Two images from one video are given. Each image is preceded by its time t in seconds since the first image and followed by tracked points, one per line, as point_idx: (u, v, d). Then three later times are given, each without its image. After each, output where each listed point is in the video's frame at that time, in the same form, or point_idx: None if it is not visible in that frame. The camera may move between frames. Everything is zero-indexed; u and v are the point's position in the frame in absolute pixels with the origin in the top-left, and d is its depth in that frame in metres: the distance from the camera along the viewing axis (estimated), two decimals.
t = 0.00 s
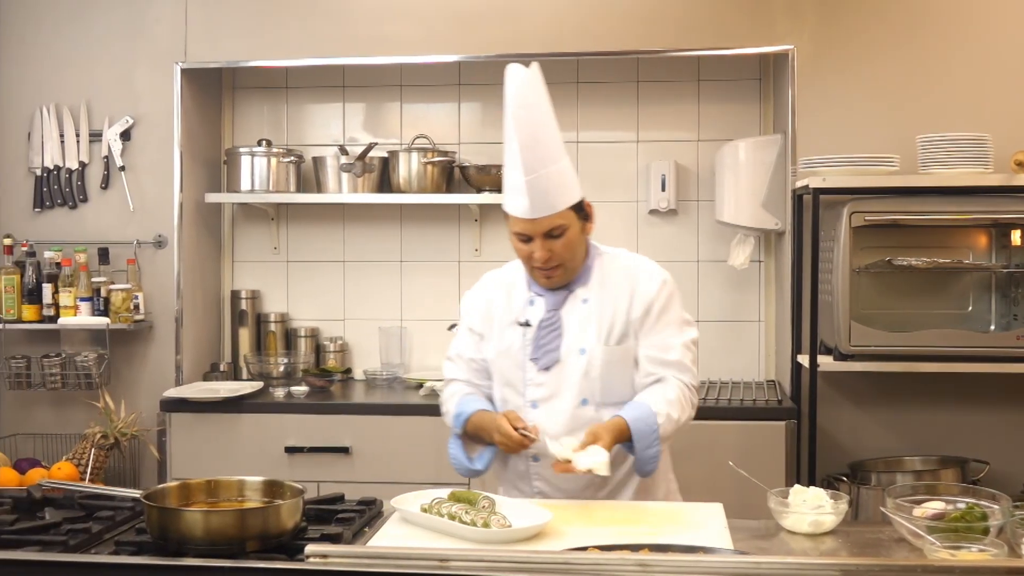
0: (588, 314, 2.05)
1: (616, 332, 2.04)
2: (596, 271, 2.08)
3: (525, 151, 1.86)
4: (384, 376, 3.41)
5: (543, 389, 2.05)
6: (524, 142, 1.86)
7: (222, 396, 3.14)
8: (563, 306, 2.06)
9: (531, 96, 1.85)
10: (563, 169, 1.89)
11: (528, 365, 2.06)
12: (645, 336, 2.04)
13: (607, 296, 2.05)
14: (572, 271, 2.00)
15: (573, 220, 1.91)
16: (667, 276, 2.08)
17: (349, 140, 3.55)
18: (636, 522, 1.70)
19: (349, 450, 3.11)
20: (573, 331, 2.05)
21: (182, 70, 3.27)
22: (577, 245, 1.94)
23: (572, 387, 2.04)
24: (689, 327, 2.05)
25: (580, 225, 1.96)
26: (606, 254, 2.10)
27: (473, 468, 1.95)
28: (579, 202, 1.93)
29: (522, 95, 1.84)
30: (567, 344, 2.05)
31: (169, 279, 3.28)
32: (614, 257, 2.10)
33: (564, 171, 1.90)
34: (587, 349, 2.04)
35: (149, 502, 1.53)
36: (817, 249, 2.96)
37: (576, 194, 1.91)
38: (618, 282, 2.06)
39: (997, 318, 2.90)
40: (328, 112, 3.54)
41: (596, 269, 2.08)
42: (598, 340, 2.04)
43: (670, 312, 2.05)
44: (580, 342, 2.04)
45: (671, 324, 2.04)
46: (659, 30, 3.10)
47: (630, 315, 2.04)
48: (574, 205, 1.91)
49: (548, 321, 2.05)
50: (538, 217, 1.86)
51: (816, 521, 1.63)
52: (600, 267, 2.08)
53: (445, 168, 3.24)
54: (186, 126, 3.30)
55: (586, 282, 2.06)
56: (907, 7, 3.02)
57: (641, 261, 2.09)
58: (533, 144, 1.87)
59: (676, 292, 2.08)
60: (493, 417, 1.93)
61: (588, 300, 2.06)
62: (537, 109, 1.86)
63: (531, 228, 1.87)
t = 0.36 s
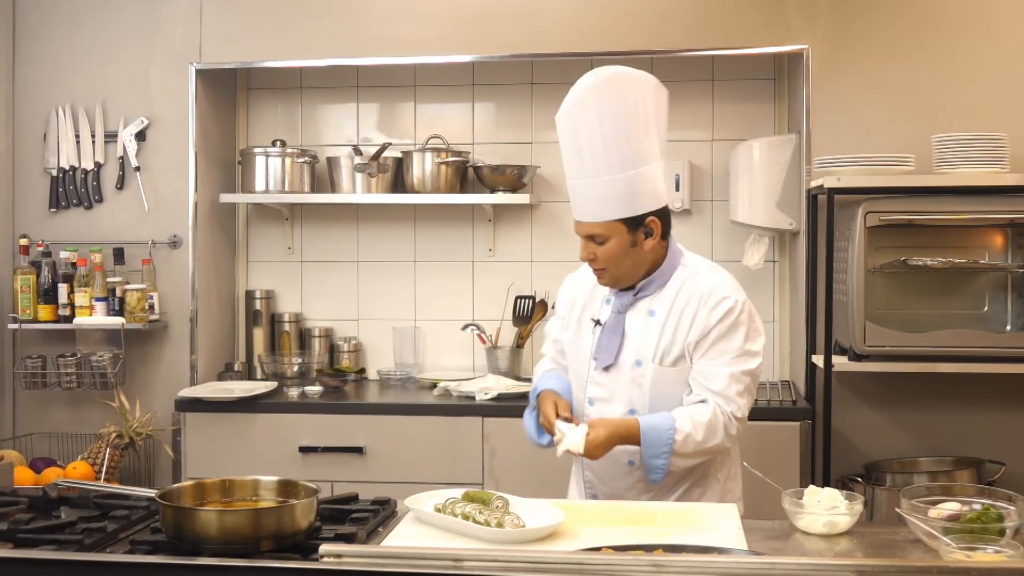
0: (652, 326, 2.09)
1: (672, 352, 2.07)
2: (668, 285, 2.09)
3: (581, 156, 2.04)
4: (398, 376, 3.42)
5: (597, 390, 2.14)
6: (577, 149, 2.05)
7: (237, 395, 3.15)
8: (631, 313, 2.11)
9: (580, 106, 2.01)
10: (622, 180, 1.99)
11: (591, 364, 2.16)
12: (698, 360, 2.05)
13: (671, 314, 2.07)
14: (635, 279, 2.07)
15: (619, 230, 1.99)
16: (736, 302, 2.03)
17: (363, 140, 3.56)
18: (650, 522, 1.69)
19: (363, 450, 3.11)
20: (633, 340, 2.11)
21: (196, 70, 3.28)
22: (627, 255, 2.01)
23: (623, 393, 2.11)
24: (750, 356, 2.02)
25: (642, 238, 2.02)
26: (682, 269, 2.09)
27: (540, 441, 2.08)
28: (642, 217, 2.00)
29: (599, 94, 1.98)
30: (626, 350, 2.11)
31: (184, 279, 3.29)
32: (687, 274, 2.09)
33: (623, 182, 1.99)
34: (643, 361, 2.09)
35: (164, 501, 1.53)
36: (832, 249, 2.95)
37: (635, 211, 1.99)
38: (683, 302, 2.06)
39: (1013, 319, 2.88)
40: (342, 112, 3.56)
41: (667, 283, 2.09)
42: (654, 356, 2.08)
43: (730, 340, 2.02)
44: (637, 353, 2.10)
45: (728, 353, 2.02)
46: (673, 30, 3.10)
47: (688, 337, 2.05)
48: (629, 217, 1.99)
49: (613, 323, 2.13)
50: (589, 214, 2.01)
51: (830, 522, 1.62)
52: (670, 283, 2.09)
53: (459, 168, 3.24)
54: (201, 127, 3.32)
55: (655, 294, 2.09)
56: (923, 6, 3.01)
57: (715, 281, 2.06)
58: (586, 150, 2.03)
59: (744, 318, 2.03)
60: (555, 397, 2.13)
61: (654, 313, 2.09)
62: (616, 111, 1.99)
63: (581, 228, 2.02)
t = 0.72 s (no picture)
0: (628, 308, 2.21)
1: (645, 335, 2.15)
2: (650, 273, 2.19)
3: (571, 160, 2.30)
4: (403, 376, 3.42)
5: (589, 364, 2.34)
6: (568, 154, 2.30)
7: (242, 395, 3.15)
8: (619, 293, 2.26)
9: (560, 118, 2.29)
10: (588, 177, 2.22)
11: (595, 339, 2.38)
12: (673, 347, 2.10)
13: (645, 299, 2.17)
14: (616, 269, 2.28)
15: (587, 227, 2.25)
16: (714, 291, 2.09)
17: (368, 140, 3.57)
18: (655, 522, 1.68)
19: (368, 450, 3.11)
20: (613, 320, 2.25)
21: (202, 70, 3.29)
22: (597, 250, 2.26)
23: (600, 365, 2.28)
24: (738, 339, 2.06)
25: (604, 233, 2.22)
26: (663, 260, 2.19)
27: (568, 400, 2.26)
28: (597, 214, 2.21)
29: (574, 98, 2.24)
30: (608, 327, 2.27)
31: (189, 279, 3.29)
32: (671, 264, 2.17)
33: (590, 179, 2.21)
34: (613, 339, 2.23)
35: (170, 501, 1.53)
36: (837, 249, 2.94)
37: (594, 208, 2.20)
38: (661, 290, 2.14)
39: (1019, 318, 2.86)
40: (348, 112, 3.56)
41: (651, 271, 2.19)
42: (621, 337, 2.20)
43: (715, 324, 2.07)
44: (612, 332, 2.25)
45: (716, 336, 2.06)
46: (677, 31, 3.10)
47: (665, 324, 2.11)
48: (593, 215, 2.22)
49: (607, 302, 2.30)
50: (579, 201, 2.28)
51: (835, 522, 1.62)
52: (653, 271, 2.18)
53: (464, 168, 3.24)
54: (206, 126, 3.32)
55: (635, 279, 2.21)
56: (928, 6, 3.01)
57: (695, 271, 2.14)
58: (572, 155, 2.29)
59: (723, 305, 2.09)
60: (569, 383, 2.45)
61: (631, 296, 2.21)
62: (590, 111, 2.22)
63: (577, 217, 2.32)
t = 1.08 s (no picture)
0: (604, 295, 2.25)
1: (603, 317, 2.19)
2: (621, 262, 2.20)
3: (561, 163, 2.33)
4: (403, 376, 3.42)
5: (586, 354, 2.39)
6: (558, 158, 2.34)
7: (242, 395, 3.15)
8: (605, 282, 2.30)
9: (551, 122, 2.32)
10: (575, 177, 2.25)
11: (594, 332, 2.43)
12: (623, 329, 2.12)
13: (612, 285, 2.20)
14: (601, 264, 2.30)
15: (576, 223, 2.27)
16: (662, 275, 2.08)
17: (368, 140, 3.57)
18: (654, 522, 1.68)
19: (368, 450, 3.11)
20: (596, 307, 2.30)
21: (202, 70, 3.29)
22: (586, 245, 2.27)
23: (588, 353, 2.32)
24: (676, 321, 2.03)
25: (589, 227, 2.25)
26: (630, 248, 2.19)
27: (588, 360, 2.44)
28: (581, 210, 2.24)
29: (564, 101, 2.27)
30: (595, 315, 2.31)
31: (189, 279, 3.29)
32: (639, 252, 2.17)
33: (576, 179, 2.24)
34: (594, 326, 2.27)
35: (169, 501, 1.53)
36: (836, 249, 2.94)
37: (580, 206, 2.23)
38: (621, 275, 2.17)
39: (1018, 319, 2.86)
40: (347, 112, 3.56)
41: (622, 262, 2.19)
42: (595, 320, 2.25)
43: (659, 307, 2.06)
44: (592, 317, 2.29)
45: (658, 318, 2.06)
46: (677, 30, 3.10)
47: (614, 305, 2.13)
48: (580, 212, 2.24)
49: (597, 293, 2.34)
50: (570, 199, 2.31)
51: (835, 522, 1.62)
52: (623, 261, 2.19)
53: (464, 168, 3.24)
54: (206, 126, 3.32)
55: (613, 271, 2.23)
56: (928, 6, 3.01)
57: (653, 256, 2.13)
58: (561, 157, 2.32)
59: (670, 288, 2.06)
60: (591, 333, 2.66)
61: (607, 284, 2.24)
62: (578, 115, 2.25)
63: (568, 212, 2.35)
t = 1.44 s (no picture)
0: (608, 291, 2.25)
1: (609, 314, 2.18)
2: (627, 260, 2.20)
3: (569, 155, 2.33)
4: (403, 376, 3.42)
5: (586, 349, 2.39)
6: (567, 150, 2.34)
7: (242, 395, 3.15)
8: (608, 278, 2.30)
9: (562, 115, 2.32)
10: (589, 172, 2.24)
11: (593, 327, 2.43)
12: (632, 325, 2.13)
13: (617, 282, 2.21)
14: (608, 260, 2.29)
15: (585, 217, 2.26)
16: (672, 273, 2.09)
17: (368, 140, 3.57)
18: (654, 522, 1.68)
19: (367, 450, 3.11)
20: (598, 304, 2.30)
21: (201, 70, 3.29)
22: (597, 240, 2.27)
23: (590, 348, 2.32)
24: (687, 320, 2.04)
25: (600, 223, 2.24)
26: (636, 245, 2.19)
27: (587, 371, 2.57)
28: (591, 205, 2.23)
29: (577, 96, 2.27)
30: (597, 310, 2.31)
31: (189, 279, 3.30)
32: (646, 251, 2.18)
33: (590, 174, 2.24)
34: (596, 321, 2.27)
35: (169, 500, 1.53)
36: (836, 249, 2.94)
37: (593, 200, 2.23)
38: (628, 272, 2.17)
39: (1018, 319, 2.86)
40: (347, 113, 3.56)
41: (629, 260, 2.19)
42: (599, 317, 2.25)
43: (668, 306, 2.08)
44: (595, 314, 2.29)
45: (667, 316, 2.07)
46: (677, 30, 3.10)
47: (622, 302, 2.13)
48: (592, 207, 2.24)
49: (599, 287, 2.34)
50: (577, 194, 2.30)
51: (835, 522, 1.62)
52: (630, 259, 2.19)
53: (464, 168, 3.24)
54: (206, 126, 3.32)
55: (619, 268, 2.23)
56: (928, 5, 3.01)
57: (661, 253, 2.14)
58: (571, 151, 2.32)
59: (681, 288, 2.07)
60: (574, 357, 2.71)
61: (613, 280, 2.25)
62: (593, 111, 2.25)
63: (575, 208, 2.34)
